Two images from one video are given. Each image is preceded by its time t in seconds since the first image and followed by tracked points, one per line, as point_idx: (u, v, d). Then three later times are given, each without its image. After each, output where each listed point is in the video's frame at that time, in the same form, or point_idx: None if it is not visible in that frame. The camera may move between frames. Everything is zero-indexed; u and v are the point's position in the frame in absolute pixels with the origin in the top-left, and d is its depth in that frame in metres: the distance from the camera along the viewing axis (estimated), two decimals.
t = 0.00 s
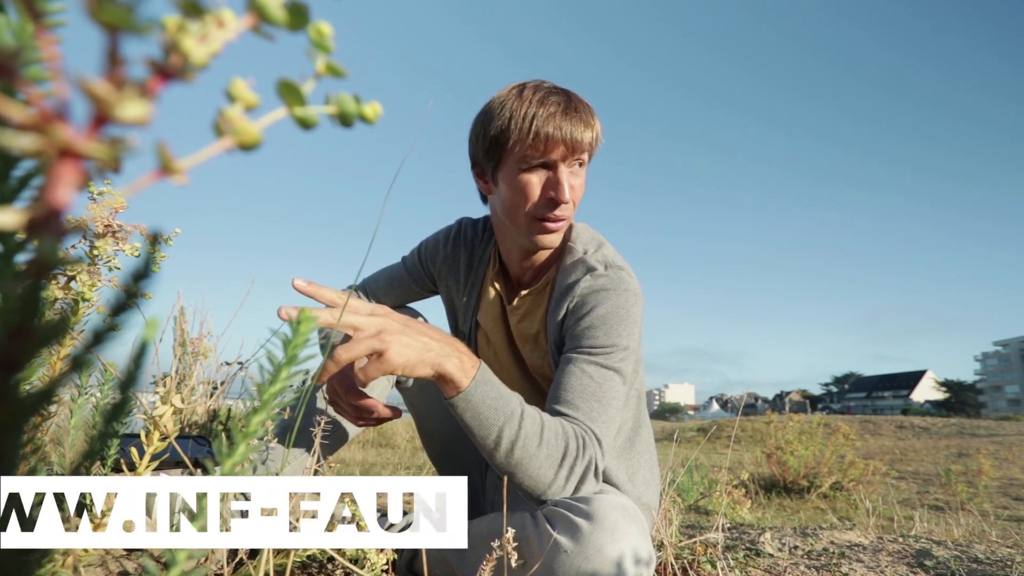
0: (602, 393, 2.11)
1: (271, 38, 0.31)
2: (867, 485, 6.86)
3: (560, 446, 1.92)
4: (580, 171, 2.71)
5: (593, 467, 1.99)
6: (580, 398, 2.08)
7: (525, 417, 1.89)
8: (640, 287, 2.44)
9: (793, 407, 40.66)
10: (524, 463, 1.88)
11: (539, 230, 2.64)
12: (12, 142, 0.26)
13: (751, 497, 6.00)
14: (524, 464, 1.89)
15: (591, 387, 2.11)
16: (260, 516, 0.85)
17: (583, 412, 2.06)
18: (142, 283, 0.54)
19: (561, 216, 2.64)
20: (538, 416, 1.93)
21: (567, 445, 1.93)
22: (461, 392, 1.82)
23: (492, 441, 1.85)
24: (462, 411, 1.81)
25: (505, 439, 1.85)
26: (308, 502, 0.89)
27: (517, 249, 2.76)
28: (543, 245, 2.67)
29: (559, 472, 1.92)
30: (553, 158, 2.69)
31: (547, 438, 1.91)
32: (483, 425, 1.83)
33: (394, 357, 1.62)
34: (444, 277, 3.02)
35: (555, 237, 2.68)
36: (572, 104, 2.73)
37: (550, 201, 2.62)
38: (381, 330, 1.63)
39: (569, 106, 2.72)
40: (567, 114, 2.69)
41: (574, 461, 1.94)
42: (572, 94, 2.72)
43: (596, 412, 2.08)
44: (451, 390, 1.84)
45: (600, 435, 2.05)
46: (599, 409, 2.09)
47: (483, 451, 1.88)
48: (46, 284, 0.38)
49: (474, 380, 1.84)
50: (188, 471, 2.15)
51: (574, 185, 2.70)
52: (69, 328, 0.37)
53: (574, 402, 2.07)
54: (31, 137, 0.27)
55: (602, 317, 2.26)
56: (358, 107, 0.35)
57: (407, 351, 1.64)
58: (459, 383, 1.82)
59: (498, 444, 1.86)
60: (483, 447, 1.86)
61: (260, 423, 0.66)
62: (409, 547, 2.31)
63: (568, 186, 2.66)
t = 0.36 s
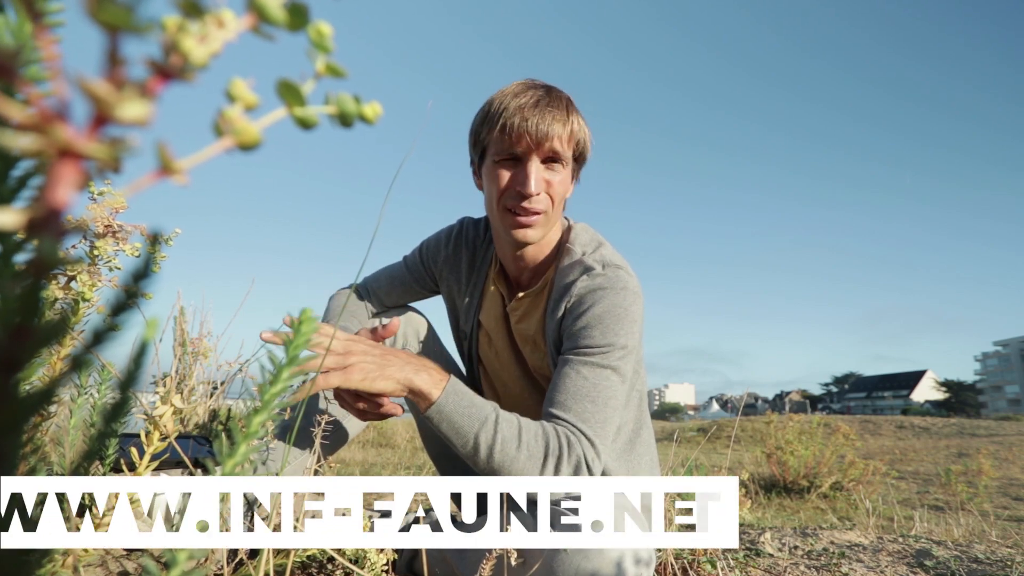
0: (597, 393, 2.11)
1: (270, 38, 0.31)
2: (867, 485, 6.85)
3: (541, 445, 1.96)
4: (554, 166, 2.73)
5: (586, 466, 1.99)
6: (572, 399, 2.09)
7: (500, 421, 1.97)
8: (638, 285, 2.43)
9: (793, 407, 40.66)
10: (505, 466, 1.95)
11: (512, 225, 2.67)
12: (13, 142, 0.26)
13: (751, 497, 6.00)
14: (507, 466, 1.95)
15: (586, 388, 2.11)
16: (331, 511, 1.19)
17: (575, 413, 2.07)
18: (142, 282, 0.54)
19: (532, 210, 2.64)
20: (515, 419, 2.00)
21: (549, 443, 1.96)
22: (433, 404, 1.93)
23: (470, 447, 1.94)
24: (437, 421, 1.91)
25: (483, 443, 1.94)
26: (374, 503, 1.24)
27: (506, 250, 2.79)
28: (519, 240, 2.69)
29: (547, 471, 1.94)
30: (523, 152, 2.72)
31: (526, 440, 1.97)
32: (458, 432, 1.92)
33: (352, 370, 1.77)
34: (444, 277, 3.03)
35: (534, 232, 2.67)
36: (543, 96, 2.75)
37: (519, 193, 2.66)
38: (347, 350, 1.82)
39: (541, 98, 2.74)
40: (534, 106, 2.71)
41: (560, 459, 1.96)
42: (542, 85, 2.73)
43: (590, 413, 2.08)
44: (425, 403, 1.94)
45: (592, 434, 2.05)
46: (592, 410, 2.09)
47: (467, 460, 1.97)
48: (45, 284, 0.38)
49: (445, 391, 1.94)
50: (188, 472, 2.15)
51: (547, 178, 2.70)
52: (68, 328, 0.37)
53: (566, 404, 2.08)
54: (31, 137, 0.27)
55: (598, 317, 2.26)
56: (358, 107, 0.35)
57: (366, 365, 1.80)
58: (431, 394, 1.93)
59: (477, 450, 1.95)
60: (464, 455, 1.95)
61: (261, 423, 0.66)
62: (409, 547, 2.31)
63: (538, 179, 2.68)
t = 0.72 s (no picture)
0: (596, 393, 2.11)
1: (271, 38, 0.31)
2: (867, 485, 6.85)
3: (539, 447, 1.96)
4: (539, 156, 2.70)
5: (584, 466, 2.00)
6: (572, 398, 2.09)
7: (497, 424, 1.97)
8: (638, 285, 2.43)
9: (793, 407, 40.65)
10: (503, 469, 1.95)
11: (496, 216, 2.66)
12: (14, 143, 0.26)
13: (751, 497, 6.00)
14: (506, 469, 1.95)
15: (585, 387, 2.11)
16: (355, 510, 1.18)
17: (574, 413, 2.07)
18: (142, 282, 0.54)
19: (514, 199, 2.62)
20: (513, 421, 2.00)
21: (546, 444, 1.97)
22: (429, 410, 1.93)
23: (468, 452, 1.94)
24: (433, 428, 1.91)
25: (480, 448, 1.94)
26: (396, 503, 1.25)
27: (504, 248, 2.79)
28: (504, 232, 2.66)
29: (546, 471, 1.95)
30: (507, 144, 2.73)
31: (523, 442, 1.97)
32: (455, 438, 1.92)
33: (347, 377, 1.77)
34: (444, 277, 3.03)
35: (519, 223, 2.63)
36: (528, 91, 2.77)
37: (502, 180, 2.63)
38: (341, 356, 1.82)
39: (525, 93, 2.77)
40: (517, 100, 2.75)
41: (558, 460, 1.96)
42: (526, 81, 2.77)
43: (589, 412, 2.08)
44: (420, 410, 1.94)
45: (591, 434, 2.05)
46: (592, 410, 2.09)
47: (464, 464, 1.97)
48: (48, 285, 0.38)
49: (440, 398, 1.95)
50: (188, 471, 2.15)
51: (531, 168, 2.67)
52: (69, 329, 0.37)
53: (566, 403, 2.08)
54: (33, 138, 0.27)
55: (598, 317, 2.26)
56: (358, 107, 0.35)
57: (360, 371, 1.80)
58: (427, 400, 1.94)
59: (475, 453, 1.95)
60: (463, 460, 1.94)
61: (262, 423, 0.67)
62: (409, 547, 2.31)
63: (521, 167, 2.66)
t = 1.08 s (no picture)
0: (595, 394, 2.11)
1: (271, 38, 0.31)
2: (867, 485, 6.85)
3: (538, 448, 1.96)
4: (529, 151, 2.71)
5: (584, 467, 2.00)
6: (571, 399, 2.09)
7: (496, 425, 1.97)
8: (637, 285, 2.43)
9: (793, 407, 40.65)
10: (502, 470, 1.95)
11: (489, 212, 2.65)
12: (12, 142, 0.26)
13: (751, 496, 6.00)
14: (505, 470, 1.95)
15: (585, 388, 2.11)
16: (359, 511, 1.18)
17: (574, 414, 2.06)
18: (141, 283, 0.54)
19: (506, 193, 2.62)
20: (512, 422, 2.00)
21: (546, 444, 1.97)
22: (429, 411, 1.92)
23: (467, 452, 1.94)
24: (432, 429, 1.91)
25: (479, 449, 1.94)
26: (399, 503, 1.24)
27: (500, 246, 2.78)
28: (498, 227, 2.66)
29: (546, 472, 1.95)
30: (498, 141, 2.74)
31: (523, 443, 1.97)
32: (454, 438, 1.92)
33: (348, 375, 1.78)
34: (444, 277, 3.03)
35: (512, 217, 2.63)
36: (517, 89, 2.80)
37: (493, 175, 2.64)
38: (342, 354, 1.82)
39: (514, 92, 2.80)
40: (506, 99, 2.78)
41: (557, 462, 1.96)
42: (516, 80, 2.80)
43: (588, 413, 2.08)
44: (420, 410, 1.94)
45: (591, 435, 2.05)
46: (591, 410, 2.09)
47: (463, 465, 1.97)
48: (45, 284, 0.38)
49: (440, 398, 1.94)
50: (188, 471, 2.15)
51: (522, 163, 2.68)
52: (68, 328, 0.37)
53: (566, 404, 2.08)
54: (31, 137, 0.27)
55: (598, 317, 2.26)
56: (358, 107, 0.35)
57: (361, 370, 1.81)
58: (426, 400, 1.93)
59: (474, 454, 1.95)
60: (462, 460, 1.95)
61: (260, 423, 0.66)
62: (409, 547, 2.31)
63: (510, 162, 2.67)
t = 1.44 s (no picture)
0: (595, 393, 2.11)
1: (271, 38, 0.31)
2: (867, 485, 6.85)
3: (540, 446, 1.96)
4: (522, 149, 2.71)
5: (584, 466, 2.00)
6: (571, 398, 2.09)
7: (499, 423, 1.97)
8: (636, 284, 2.43)
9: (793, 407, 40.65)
10: (504, 468, 1.95)
11: (483, 210, 2.67)
12: (12, 142, 0.26)
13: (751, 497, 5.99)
14: (507, 468, 1.95)
15: (584, 387, 2.11)
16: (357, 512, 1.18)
17: (574, 413, 2.06)
18: (141, 282, 0.54)
19: (498, 190, 2.62)
20: (514, 421, 2.00)
21: (547, 443, 1.97)
22: (432, 407, 1.92)
23: (469, 448, 1.94)
24: (436, 423, 1.91)
25: (482, 446, 1.94)
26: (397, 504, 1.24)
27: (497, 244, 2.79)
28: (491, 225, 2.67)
29: (547, 471, 1.95)
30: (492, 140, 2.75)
31: (525, 441, 1.97)
32: (457, 434, 1.92)
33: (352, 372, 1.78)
34: (444, 277, 3.03)
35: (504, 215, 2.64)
36: (511, 90, 2.82)
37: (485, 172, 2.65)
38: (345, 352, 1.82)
39: (508, 92, 2.81)
40: (500, 99, 2.79)
41: (558, 460, 1.96)
42: (510, 80, 2.82)
43: (588, 412, 2.08)
44: (423, 405, 1.94)
45: (591, 434, 2.05)
46: (591, 409, 2.09)
47: (465, 462, 1.97)
48: (45, 284, 0.38)
49: (444, 394, 1.95)
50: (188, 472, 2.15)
51: (514, 160, 2.68)
52: (68, 328, 0.37)
53: (566, 403, 2.08)
54: (31, 137, 0.27)
55: (597, 316, 2.25)
56: (357, 107, 0.35)
57: (365, 366, 1.81)
58: (430, 396, 1.94)
59: (476, 452, 1.95)
60: (464, 457, 1.95)
61: (261, 423, 0.66)
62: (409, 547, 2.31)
63: (503, 159, 2.66)
